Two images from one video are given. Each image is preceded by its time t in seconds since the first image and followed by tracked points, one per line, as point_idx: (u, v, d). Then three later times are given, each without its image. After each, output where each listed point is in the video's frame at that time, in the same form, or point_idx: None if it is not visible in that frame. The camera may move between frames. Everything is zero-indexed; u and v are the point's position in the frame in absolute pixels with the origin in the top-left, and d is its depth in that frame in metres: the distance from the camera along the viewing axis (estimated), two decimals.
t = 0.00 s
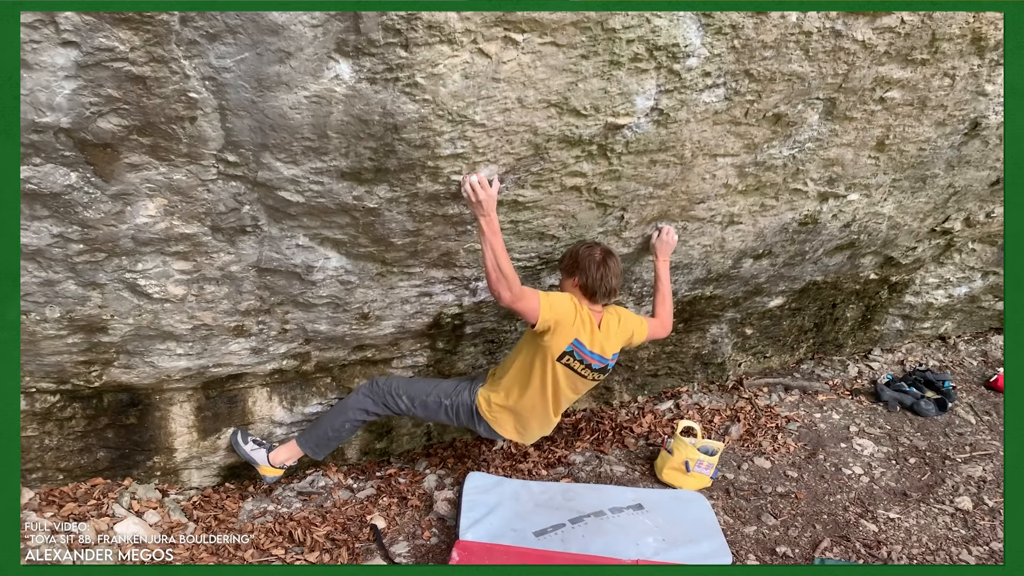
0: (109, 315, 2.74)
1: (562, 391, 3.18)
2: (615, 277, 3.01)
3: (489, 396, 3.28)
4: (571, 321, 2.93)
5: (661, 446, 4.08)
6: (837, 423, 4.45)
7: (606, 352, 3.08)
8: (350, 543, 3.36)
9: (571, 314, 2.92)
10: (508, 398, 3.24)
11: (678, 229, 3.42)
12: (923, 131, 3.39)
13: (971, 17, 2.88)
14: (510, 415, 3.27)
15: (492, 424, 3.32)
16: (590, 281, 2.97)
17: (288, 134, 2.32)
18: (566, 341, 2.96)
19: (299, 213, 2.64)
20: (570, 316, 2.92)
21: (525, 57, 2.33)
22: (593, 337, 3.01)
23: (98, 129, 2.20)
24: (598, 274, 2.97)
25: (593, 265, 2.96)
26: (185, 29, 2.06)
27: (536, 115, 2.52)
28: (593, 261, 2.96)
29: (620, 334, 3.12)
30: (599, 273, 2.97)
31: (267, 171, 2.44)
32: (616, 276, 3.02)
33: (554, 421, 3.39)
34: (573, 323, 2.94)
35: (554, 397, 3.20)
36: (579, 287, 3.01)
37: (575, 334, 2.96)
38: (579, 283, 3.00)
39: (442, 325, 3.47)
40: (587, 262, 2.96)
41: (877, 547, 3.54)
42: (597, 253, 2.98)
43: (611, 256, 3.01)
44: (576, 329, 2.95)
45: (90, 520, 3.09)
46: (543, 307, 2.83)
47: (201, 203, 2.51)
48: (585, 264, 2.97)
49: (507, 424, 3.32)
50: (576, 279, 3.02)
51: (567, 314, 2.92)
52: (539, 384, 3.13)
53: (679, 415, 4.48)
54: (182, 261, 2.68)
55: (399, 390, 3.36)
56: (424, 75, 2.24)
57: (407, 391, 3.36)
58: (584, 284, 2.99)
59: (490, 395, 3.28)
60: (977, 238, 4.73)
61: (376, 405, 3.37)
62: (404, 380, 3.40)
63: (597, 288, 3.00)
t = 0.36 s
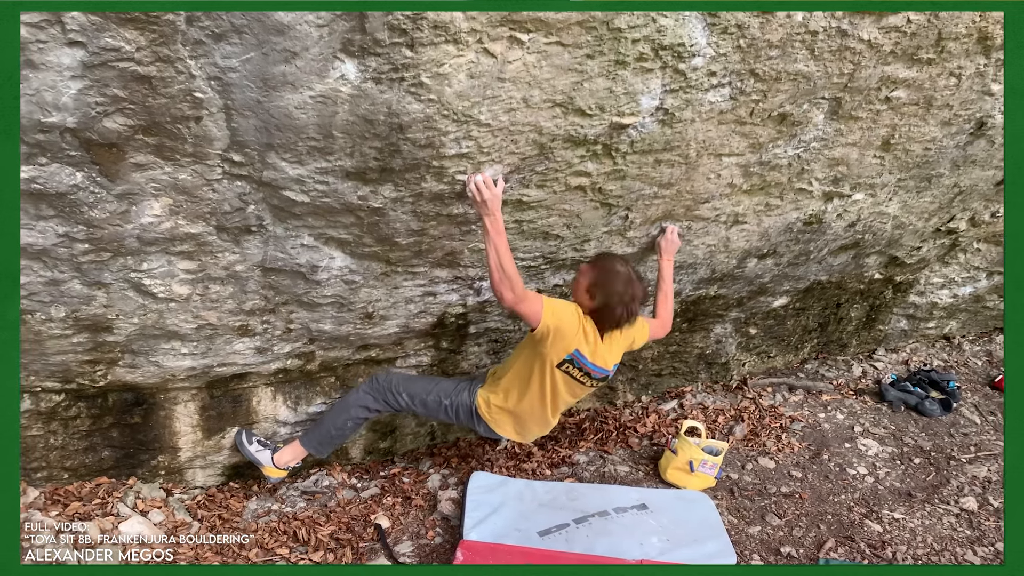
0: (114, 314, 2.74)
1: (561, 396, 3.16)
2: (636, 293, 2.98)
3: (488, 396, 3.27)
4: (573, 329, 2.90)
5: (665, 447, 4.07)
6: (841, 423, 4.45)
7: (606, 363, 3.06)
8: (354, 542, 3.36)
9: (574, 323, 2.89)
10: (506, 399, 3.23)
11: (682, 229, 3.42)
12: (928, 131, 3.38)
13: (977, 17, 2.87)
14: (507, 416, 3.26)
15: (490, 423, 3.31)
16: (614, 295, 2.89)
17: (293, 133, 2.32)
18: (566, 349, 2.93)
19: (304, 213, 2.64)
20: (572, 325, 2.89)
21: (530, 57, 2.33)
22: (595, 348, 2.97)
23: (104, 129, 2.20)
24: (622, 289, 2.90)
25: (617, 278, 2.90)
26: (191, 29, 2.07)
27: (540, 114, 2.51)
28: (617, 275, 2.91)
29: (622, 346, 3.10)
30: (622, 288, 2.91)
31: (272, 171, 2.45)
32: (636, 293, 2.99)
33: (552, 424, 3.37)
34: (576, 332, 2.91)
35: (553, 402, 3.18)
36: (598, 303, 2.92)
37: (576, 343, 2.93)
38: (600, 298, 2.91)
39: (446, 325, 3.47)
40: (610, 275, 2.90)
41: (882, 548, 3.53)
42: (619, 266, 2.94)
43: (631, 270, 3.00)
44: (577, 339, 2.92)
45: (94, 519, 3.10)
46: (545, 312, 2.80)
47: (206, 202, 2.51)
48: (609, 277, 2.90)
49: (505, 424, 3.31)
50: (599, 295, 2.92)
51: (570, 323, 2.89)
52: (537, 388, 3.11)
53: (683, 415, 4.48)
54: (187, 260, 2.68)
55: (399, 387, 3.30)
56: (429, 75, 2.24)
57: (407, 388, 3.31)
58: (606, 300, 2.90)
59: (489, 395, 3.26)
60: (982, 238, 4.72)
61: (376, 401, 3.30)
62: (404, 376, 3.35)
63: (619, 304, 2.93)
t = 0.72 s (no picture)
0: (115, 313, 2.74)
1: (551, 406, 3.14)
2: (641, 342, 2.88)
3: (479, 397, 3.26)
4: (567, 345, 2.89)
5: (665, 446, 4.07)
6: (842, 422, 4.44)
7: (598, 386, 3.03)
8: (355, 542, 3.37)
9: (568, 337, 2.89)
10: (497, 403, 3.22)
11: (683, 228, 3.42)
12: (929, 130, 3.38)
13: (978, 16, 2.87)
14: (497, 421, 3.25)
15: (480, 427, 3.30)
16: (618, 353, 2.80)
17: (294, 132, 2.32)
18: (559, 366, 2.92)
19: (305, 212, 2.64)
20: (567, 340, 2.89)
21: (531, 55, 2.33)
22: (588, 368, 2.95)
23: (105, 128, 2.20)
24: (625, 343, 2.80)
25: (620, 333, 2.80)
26: (192, 28, 2.07)
27: (541, 113, 2.51)
28: (618, 327, 2.81)
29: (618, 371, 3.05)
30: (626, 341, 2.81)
31: (273, 170, 2.45)
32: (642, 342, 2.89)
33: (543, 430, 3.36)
34: (570, 348, 2.90)
35: (543, 411, 3.16)
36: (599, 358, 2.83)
37: (569, 362, 2.91)
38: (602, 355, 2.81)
39: (446, 324, 3.47)
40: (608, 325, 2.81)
41: (883, 547, 3.54)
42: (619, 318, 2.84)
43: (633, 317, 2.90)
44: (571, 356, 2.91)
45: (95, 518, 3.10)
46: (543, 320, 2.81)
47: (207, 202, 2.51)
48: (610, 333, 2.80)
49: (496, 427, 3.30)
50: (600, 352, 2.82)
51: (566, 338, 2.88)
52: (527, 395, 3.10)
53: (683, 415, 4.48)
54: (188, 259, 2.68)
55: (393, 382, 3.29)
56: (430, 73, 2.24)
57: (401, 384, 3.30)
58: (609, 357, 2.81)
59: (481, 398, 3.25)
60: (982, 238, 4.72)
61: (371, 396, 3.30)
62: (399, 373, 3.34)
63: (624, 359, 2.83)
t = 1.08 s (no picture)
0: (113, 316, 2.74)
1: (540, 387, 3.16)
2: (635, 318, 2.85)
3: (469, 376, 3.26)
4: (561, 337, 2.86)
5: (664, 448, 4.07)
6: (840, 423, 4.45)
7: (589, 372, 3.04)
8: (353, 544, 3.37)
9: (562, 331, 2.84)
10: (486, 383, 3.22)
11: (681, 230, 3.42)
12: (926, 132, 3.38)
13: (974, 18, 2.88)
14: (486, 400, 3.27)
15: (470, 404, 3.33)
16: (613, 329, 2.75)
17: (292, 135, 2.32)
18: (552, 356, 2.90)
19: (303, 214, 2.64)
20: (561, 332, 2.84)
21: (529, 58, 2.33)
22: (579, 356, 2.95)
23: (103, 130, 2.20)
24: (620, 319, 2.76)
25: (614, 310, 2.76)
26: (189, 31, 2.07)
27: (539, 115, 2.52)
28: (611, 305, 2.78)
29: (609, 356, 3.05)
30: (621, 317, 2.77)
31: (271, 172, 2.45)
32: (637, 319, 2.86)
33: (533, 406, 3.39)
34: (564, 340, 2.87)
35: (531, 391, 3.19)
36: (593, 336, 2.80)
37: (562, 351, 2.89)
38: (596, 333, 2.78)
39: (444, 326, 3.47)
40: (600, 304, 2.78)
41: (881, 549, 3.55)
42: (610, 295, 2.82)
43: (624, 295, 2.87)
44: (564, 347, 2.88)
45: (93, 520, 3.11)
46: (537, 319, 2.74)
47: (205, 204, 2.51)
48: (603, 310, 2.77)
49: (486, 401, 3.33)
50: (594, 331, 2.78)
51: (560, 330, 2.84)
52: (516, 377, 3.11)
53: (682, 416, 4.48)
54: (186, 262, 2.68)
55: (378, 375, 3.31)
56: (428, 76, 2.24)
57: (387, 374, 3.32)
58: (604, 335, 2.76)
59: (471, 375, 3.25)
60: (979, 239, 4.73)
61: (359, 391, 3.36)
62: (384, 364, 3.35)
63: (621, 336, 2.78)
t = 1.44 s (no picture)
0: (106, 322, 2.73)
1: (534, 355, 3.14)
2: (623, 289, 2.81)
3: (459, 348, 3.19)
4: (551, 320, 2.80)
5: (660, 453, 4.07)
6: (836, 428, 4.45)
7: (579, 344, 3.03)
8: (348, 550, 3.37)
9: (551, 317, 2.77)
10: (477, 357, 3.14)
11: (675, 234, 3.43)
12: (920, 137, 3.40)
13: (966, 23, 2.89)
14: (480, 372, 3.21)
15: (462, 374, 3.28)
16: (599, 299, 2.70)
17: (286, 141, 2.32)
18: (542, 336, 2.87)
19: (297, 220, 2.64)
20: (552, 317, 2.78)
21: (523, 64, 2.34)
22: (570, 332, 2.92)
23: (96, 136, 2.20)
24: (608, 290, 2.72)
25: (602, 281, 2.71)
26: (183, 37, 2.07)
27: (533, 121, 2.52)
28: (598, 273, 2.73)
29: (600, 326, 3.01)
30: (608, 288, 2.72)
31: (265, 178, 2.44)
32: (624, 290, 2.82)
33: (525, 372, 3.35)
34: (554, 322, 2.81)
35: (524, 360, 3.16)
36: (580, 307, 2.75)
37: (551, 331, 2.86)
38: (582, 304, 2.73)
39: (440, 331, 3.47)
40: (588, 274, 2.71)
41: (876, 553, 3.55)
42: (598, 264, 2.75)
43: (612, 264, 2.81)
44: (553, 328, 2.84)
45: (87, 527, 3.11)
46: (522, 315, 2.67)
47: (199, 210, 2.51)
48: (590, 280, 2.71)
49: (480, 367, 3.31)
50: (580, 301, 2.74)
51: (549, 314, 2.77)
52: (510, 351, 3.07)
53: (678, 421, 4.48)
54: (180, 268, 2.68)
55: (374, 366, 3.30)
56: (422, 81, 2.25)
57: (382, 362, 3.31)
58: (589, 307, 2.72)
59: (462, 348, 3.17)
60: (974, 243, 4.75)
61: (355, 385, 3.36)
62: (377, 353, 3.34)
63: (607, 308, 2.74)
